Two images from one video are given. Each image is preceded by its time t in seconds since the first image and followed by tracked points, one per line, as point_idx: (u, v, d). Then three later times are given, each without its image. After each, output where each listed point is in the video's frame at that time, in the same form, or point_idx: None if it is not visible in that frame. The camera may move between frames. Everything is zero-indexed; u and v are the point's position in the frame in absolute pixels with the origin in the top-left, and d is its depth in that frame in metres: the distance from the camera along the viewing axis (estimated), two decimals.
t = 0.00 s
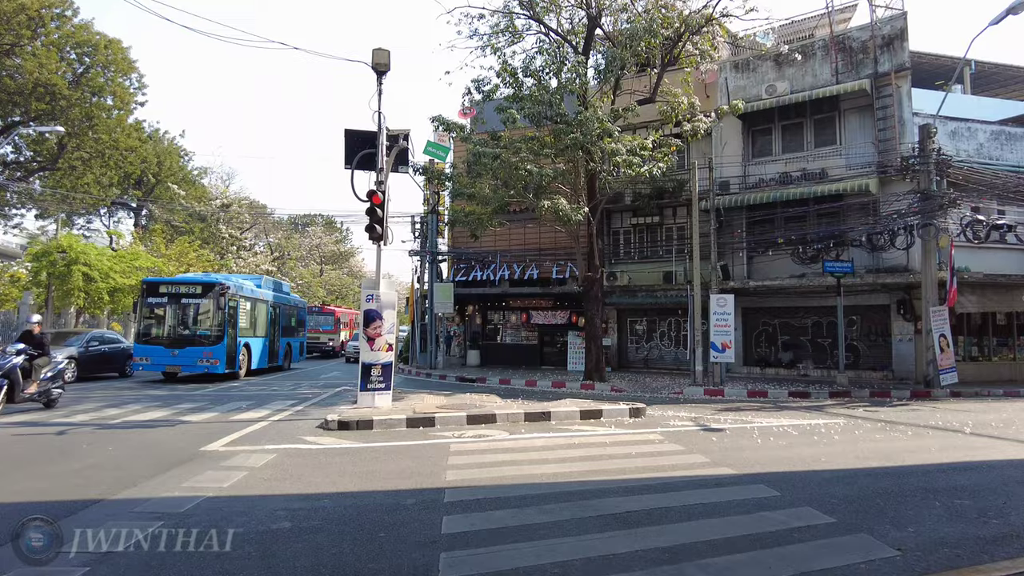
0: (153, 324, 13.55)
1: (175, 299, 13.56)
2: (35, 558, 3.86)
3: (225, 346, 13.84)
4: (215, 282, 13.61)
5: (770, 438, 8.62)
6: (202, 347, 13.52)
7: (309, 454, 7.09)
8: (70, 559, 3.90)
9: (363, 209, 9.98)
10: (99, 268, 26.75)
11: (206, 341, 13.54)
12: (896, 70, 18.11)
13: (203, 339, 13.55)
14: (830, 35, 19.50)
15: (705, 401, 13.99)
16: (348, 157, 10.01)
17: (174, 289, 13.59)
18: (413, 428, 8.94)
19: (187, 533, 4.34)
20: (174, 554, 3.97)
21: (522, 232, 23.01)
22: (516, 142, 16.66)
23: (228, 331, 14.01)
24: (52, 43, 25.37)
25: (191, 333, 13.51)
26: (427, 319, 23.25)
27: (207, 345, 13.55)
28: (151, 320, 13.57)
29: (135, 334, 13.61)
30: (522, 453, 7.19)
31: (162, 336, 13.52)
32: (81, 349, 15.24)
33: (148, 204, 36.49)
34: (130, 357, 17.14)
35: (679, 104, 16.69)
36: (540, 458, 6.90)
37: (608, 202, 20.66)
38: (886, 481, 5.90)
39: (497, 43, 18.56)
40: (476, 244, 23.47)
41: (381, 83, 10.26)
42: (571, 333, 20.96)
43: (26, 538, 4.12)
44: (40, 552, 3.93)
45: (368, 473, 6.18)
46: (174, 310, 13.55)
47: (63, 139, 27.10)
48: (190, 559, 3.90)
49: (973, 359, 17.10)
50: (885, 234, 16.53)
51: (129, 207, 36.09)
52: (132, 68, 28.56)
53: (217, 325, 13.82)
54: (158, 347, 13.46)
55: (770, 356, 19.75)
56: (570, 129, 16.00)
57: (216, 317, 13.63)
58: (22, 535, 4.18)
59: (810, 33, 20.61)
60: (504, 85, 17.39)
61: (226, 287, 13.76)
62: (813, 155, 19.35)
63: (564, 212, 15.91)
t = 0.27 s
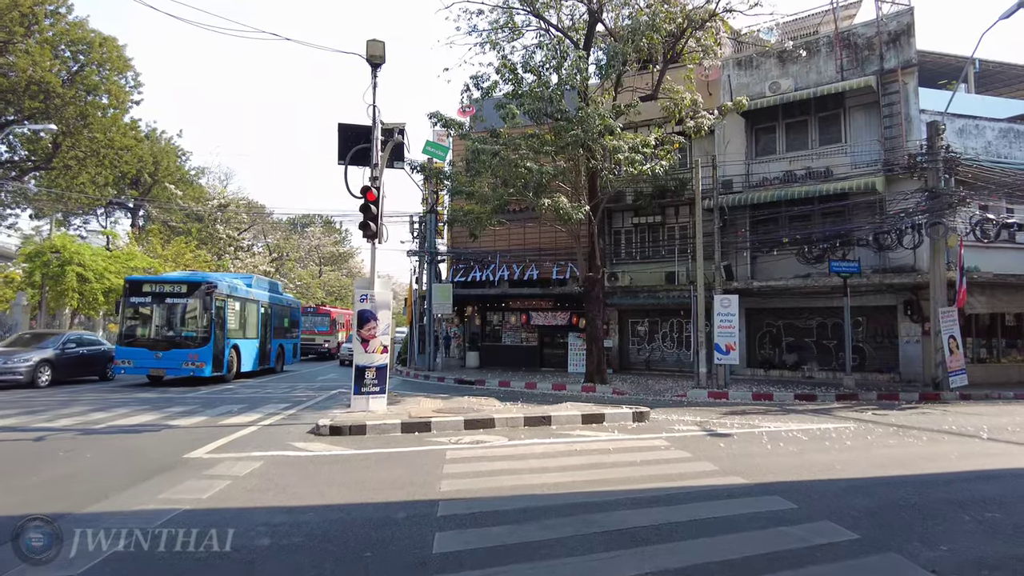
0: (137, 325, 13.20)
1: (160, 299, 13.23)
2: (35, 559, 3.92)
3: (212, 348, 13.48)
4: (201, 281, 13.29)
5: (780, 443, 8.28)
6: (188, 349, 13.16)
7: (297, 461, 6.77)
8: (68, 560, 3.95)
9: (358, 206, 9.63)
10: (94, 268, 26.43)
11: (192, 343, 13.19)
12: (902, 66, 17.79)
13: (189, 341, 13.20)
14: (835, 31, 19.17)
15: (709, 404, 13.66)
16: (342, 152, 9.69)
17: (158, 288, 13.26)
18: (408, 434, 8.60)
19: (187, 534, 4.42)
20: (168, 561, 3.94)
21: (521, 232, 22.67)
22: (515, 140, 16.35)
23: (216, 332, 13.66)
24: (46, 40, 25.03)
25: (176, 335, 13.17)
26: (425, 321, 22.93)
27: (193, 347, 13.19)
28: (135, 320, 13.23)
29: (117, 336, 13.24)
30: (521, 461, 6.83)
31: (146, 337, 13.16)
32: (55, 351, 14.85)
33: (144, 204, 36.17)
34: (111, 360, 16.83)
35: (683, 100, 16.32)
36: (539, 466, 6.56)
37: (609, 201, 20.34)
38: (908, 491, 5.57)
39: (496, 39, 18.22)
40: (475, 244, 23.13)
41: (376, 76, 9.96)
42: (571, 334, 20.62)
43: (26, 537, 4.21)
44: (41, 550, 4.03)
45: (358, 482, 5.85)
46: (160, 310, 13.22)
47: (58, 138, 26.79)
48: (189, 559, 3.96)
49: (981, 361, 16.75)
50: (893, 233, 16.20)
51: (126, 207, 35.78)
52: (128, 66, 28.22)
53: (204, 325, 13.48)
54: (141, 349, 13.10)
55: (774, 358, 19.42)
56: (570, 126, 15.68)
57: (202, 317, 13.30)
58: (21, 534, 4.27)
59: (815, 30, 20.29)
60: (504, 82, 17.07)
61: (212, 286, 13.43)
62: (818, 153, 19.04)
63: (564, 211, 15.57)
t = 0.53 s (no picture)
0: (116, 326, 12.85)
1: (139, 297, 12.91)
2: (34, 558, 3.99)
3: (194, 350, 13.12)
4: (181, 279, 12.95)
5: (785, 448, 7.95)
6: (167, 352, 12.79)
7: (280, 467, 6.47)
8: (69, 559, 4.02)
9: (348, 202, 9.31)
10: (86, 268, 26.11)
11: (172, 344, 12.83)
12: (907, 62, 17.49)
13: (169, 342, 12.85)
14: (838, 27, 18.87)
15: (711, 406, 13.35)
16: (333, 147, 9.40)
17: (138, 286, 12.93)
18: (399, 438, 8.29)
19: (186, 533, 4.46)
20: (164, 563, 3.95)
21: (519, 231, 22.35)
22: (513, 137, 16.04)
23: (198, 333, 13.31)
24: (38, 37, 24.71)
25: (156, 335, 12.82)
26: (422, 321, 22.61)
27: (174, 349, 12.83)
28: (114, 320, 12.89)
29: (95, 337, 12.88)
30: (516, 468, 6.50)
31: (124, 338, 12.80)
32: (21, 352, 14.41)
33: (140, 203, 35.84)
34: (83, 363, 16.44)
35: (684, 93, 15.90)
36: (533, 473, 6.24)
37: (608, 199, 20.02)
38: (925, 501, 5.26)
39: (494, 35, 17.90)
40: (473, 243, 22.81)
41: (367, 68, 9.68)
42: (570, 335, 20.31)
43: (27, 538, 4.28)
44: (39, 551, 4.09)
45: (340, 492, 5.53)
46: (138, 309, 12.90)
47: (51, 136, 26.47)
48: (187, 558, 4.00)
49: (988, 362, 16.43)
50: (897, 231, 15.89)
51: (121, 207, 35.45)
52: (122, 64, 27.88)
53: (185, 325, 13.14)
54: (118, 351, 12.73)
55: (776, 359, 19.13)
56: (569, 123, 15.37)
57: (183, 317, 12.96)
58: (21, 535, 4.34)
59: (817, 26, 19.99)
60: (501, 78, 16.75)
61: (193, 284, 13.09)
62: (821, 151, 18.75)
63: (563, 209, 15.24)
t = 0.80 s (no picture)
0: (90, 327, 12.51)
1: (115, 296, 12.57)
2: (35, 558, 4.03)
3: (172, 353, 12.81)
4: (160, 277, 12.63)
5: (790, 454, 7.63)
6: (144, 355, 12.49)
7: (260, 477, 6.16)
8: (67, 558, 4.05)
9: (335, 200, 9.00)
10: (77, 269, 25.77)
11: (150, 346, 12.52)
12: (909, 58, 17.22)
13: (147, 344, 12.54)
14: (839, 23, 18.59)
15: (711, 409, 13.05)
16: (321, 145, 9.13)
17: (113, 285, 12.59)
18: (388, 445, 7.97)
19: (186, 535, 4.48)
20: (159, 563, 3.96)
21: (516, 231, 22.05)
22: (509, 135, 15.74)
23: (177, 334, 12.98)
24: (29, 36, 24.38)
25: (133, 336, 12.50)
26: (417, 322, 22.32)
27: (151, 352, 12.52)
28: (89, 320, 12.54)
29: (69, 338, 12.53)
30: (508, 476, 6.18)
31: (99, 340, 12.46)
32: None
33: (134, 204, 35.49)
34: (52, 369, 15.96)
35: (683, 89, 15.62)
36: (527, 482, 5.91)
37: (606, 198, 19.73)
38: (940, 511, 4.96)
39: (489, 31, 17.60)
40: (469, 243, 22.51)
41: (356, 62, 9.40)
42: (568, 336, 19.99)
43: (28, 538, 4.35)
44: (38, 550, 4.15)
45: (320, 505, 5.23)
46: (114, 310, 12.56)
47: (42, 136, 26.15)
48: (182, 560, 4.01)
49: (992, 363, 16.14)
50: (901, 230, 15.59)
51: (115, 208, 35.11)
52: (115, 63, 27.56)
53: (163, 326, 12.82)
54: (92, 355, 12.41)
55: (777, 360, 18.86)
56: (565, 120, 15.07)
57: (161, 317, 12.65)
58: (22, 536, 4.41)
59: (818, 22, 19.71)
60: (497, 74, 16.45)
61: (172, 283, 12.78)
62: (822, 148, 18.47)
63: (560, 207, 14.92)
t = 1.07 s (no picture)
0: (63, 327, 12.16)
1: (87, 294, 12.21)
2: (34, 558, 4.02)
3: (148, 355, 12.48)
4: (136, 274, 12.29)
5: (797, 458, 7.33)
6: (119, 356, 12.15)
7: (242, 484, 5.86)
8: (66, 558, 4.03)
9: (325, 196, 8.71)
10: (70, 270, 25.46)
11: (125, 347, 12.18)
12: (913, 53, 16.93)
13: (122, 345, 12.19)
14: (841, 18, 18.32)
15: (713, 411, 12.76)
16: (310, 137, 8.86)
17: (85, 283, 12.22)
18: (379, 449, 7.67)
19: (186, 534, 4.47)
20: (157, 563, 3.92)
21: (514, 230, 21.76)
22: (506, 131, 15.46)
23: (154, 334, 12.65)
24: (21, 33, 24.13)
25: (107, 337, 12.15)
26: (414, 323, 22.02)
27: (126, 354, 12.18)
28: (61, 321, 12.18)
29: (40, 340, 12.16)
30: (503, 483, 5.86)
31: (72, 341, 12.12)
32: None
33: (130, 204, 35.22)
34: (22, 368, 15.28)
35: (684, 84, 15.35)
36: (522, 489, 5.61)
37: (605, 197, 19.45)
38: (962, 520, 4.65)
39: (486, 27, 17.31)
40: (467, 242, 22.21)
41: (347, 53, 9.14)
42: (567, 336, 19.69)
43: (27, 537, 4.33)
44: (36, 551, 4.13)
45: (303, 515, 4.93)
46: (87, 308, 12.21)
47: (35, 136, 25.90)
48: (180, 559, 3.98)
49: (999, 363, 15.84)
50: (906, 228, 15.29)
51: (112, 208, 34.84)
52: (109, 61, 27.31)
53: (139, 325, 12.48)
54: (65, 357, 12.06)
55: (780, 361, 18.57)
56: (564, 116, 14.78)
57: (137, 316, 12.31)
58: (21, 535, 4.39)
59: (820, 18, 19.43)
60: (495, 70, 16.18)
61: (148, 280, 12.45)
62: (824, 145, 18.18)
63: (558, 204, 14.62)
